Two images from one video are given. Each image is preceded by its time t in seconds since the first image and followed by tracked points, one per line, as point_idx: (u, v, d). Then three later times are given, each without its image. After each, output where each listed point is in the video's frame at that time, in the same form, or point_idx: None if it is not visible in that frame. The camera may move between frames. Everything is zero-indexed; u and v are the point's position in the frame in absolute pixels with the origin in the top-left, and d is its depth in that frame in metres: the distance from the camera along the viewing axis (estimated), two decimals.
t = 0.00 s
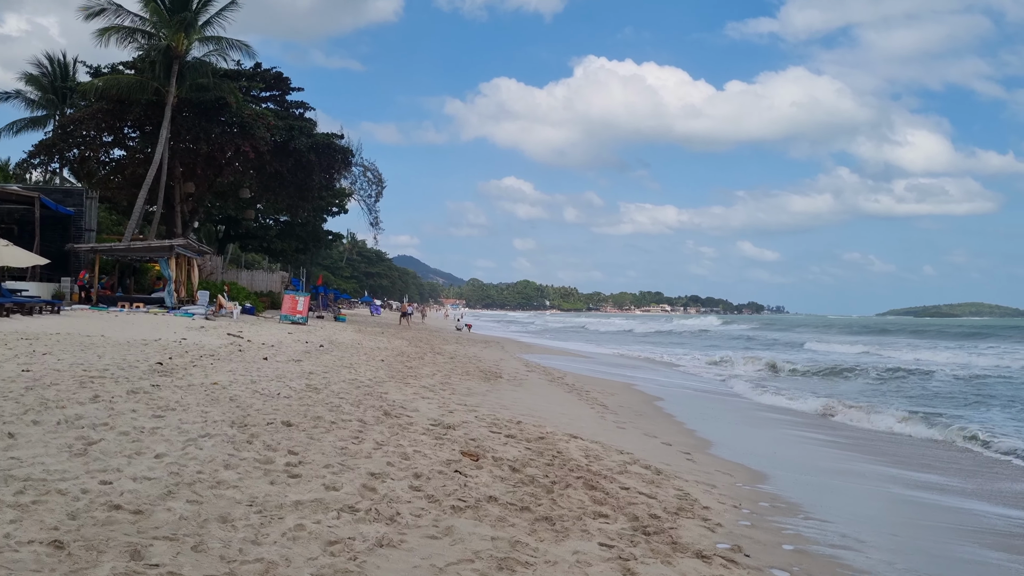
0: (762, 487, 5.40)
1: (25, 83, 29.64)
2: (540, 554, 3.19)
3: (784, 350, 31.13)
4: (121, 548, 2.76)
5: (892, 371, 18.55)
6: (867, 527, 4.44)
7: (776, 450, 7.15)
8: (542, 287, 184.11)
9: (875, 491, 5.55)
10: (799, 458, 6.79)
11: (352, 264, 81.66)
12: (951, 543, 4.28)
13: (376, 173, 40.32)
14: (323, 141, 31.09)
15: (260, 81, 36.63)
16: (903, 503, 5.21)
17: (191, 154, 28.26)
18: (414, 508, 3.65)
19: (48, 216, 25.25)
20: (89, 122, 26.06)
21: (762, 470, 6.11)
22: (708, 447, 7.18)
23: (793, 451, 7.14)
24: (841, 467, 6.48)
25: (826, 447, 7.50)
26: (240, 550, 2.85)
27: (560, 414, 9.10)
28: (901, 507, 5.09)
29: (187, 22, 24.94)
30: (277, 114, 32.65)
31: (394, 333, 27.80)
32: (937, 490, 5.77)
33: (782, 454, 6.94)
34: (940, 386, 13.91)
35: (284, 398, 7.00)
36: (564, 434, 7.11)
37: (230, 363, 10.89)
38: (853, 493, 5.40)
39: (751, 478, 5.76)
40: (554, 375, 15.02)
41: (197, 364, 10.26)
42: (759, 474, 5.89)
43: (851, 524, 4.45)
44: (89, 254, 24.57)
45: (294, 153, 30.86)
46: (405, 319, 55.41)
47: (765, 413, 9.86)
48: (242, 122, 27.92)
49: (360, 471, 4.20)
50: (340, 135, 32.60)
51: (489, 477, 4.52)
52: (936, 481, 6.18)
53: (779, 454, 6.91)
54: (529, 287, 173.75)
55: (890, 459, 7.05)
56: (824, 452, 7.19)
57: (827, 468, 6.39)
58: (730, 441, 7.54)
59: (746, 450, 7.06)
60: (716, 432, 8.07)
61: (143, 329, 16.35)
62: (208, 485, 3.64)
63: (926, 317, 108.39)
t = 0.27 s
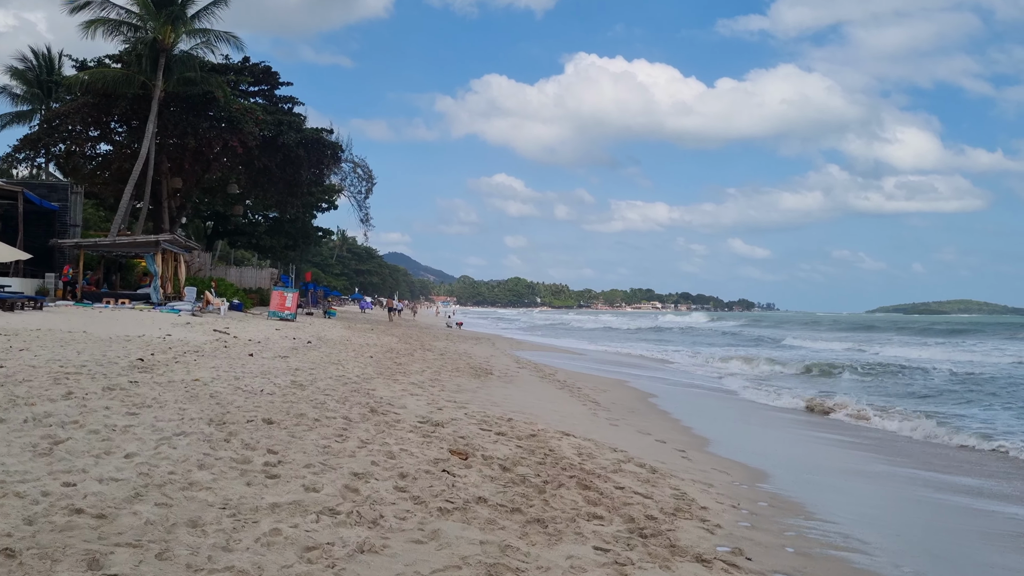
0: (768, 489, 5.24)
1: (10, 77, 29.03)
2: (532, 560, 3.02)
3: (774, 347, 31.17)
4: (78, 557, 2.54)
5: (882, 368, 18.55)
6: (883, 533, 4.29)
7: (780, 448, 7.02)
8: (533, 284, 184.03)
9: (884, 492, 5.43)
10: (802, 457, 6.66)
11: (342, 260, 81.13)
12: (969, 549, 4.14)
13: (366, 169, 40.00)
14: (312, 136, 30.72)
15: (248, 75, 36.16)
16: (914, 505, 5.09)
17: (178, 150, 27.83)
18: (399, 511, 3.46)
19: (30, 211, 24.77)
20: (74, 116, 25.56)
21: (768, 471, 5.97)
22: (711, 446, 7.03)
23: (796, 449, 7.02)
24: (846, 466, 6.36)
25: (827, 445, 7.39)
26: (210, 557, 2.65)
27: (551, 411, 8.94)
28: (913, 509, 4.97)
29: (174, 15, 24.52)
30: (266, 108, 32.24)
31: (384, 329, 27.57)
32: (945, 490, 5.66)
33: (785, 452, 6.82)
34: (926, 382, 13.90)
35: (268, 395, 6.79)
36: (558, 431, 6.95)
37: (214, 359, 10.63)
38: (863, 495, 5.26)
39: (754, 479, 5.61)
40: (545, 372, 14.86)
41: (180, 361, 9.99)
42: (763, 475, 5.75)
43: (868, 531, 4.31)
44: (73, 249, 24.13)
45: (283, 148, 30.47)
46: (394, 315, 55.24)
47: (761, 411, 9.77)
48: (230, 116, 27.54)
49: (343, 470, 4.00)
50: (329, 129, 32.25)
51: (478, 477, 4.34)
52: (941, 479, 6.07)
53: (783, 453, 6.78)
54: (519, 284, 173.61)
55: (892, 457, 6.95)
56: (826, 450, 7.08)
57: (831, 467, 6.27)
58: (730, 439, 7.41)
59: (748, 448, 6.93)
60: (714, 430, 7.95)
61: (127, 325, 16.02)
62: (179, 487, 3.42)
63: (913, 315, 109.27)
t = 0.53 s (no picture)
0: (774, 496, 5.12)
1: None
2: None
3: (767, 344, 31.19)
4: None
5: (875, 366, 18.53)
6: (898, 547, 4.18)
7: (783, 451, 6.92)
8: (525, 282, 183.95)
9: (894, 498, 5.33)
10: (807, 459, 6.56)
11: (333, 258, 80.68)
12: (987, 563, 4.05)
13: (358, 166, 39.68)
14: (303, 133, 30.41)
15: (238, 71, 35.76)
16: (926, 512, 4.99)
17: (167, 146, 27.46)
18: (391, 526, 3.28)
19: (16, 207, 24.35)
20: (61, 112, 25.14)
21: (772, 475, 5.86)
22: (713, 448, 6.93)
23: (801, 451, 6.92)
24: (852, 470, 6.27)
25: (831, 445, 7.30)
26: None
27: (547, 413, 8.79)
28: (924, 517, 4.87)
29: (163, 10, 24.12)
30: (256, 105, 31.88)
31: (376, 327, 27.35)
32: (955, 494, 5.57)
33: (789, 455, 6.72)
34: (920, 380, 13.88)
35: (256, 398, 6.59)
36: (554, 434, 6.80)
37: (202, 360, 10.41)
38: (874, 502, 5.16)
39: (757, 485, 5.49)
40: (539, 371, 14.72)
41: (167, 361, 9.76)
42: (768, 481, 5.64)
43: (883, 545, 4.19)
44: (60, 247, 23.75)
45: (274, 144, 30.16)
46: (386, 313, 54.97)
47: (760, 410, 9.68)
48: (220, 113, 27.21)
49: (332, 481, 3.82)
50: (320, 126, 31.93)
51: (473, 487, 4.17)
52: (949, 482, 5.99)
53: (787, 455, 6.68)
54: (512, 281, 173.47)
55: (898, 458, 6.86)
56: (831, 452, 6.99)
57: (837, 471, 6.17)
58: (733, 441, 7.30)
59: (751, 451, 6.83)
60: (715, 431, 7.84)
61: (115, 323, 15.73)
62: (157, 503, 3.23)
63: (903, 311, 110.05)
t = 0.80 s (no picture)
0: (782, 501, 5.00)
1: None
2: None
3: (762, 342, 31.13)
4: None
5: (872, 364, 18.46)
6: (915, 556, 4.06)
7: (788, 452, 6.81)
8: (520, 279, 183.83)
9: (903, 501, 5.23)
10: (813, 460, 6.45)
11: (327, 256, 80.31)
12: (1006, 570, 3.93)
13: (352, 163, 39.41)
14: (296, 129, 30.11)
15: (231, 67, 35.40)
16: (939, 516, 4.87)
17: (158, 143, 27.13)
18: (388, 540, 3.11)
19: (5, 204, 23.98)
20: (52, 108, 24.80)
21: (779, 478, 5.74)
22: (717, 450, 6.82)
23: (807, 452, 6.81)
24: (860, 471, 6.15)
25: (837, 446, 7.19)
26: None
27: (545, 414, 8.64)
28: (936, 521, 4.76)
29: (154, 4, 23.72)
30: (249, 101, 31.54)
31: (370, 325, 27.13)
32: (967, 497, 5.46)
33: (795, 456, 6.61)
34: (919, 378, 13.81)
35: (248, 400, 6.40)
36: (554, 437, 6.64)
37: (193, 360, 10.19)
38: (885, 506, 5.05)
39: (764, 489, 5.34)
40: (535, 370, 14.56)
41: (157, 362, 9.53)
42: (775, 484, 5.52)
43: (899, 553, 4.08)
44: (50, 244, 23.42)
45: (267, 141, 29.78)
46: (380, 311, 54.71)
47: (761, 410, 9.58)
48: (213, 109, 26.91)
49: (325, 490, 3.64)
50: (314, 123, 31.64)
51: (473, 496, 4.00)
52: (956, 483, 5.89)
53: (792, 457, 6.57)
54: (506, 278, 173.21)
55: (905, 459, 6.76)
56: (837, 453, 6.87)
57: (845, 473, 6.06)
58: (736, 442, 7.20)
59: (756, 453, 6.72)
60: (718, 433, 7.73)
61: (105, 322, 15.46)
62: (139, 517, 3.04)
63: (896, 308, 110.52)
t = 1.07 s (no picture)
0: (786, 505, 4.88)
1: None
2: None
3: (757, 340, 31.06)
4: None
5: (868, 362, 18.40)
6: (924, 562, 3.94)
7: (789, 452, 6.71)
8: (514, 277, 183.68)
9: (906, 503, 5.12)
10: (815, 462, 6.34)
11: (321, 253, 79.95)
12: None
13: (345, 160, 39.12)
14: (289, 126, 29.80)
15: (223, 63, 35.07)
16: (945, 519, 4.77)
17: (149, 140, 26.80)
18: (377, 552, 2.96)
19: None
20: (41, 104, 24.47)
21: (781, 480, 5.63)
22: (717, 451, 6.71)
23: (808, 453, 6.70)
24: (862, 472, 6.05)
25: (838, 447, 7.09)
26: None
27: (540, 414, 8.49)
28: (943, 525, 4.65)
29: None
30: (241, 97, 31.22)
31: (363, 324, 26.92)
32: (972, 499, 5.36)
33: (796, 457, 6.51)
34: (917, 376, 13.75)
35: (235, 402, 6.22)
36: (550, 439, 6.50)
37: (182, 359, 9.98)
38: (890, 509, 4.93)
39: (767, 492, 5.22)
40: (530, 368, 14.42)
41: (144, 361, 9.33)
42: (777, 487, 5.41)
43: (908, 560, 3.95)
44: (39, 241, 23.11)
45: (259, 138, 29.42)
46: (374, 309, 54.44)
47: (759, 409, 9.49)
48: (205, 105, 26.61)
49: (311, 498, 3.47)
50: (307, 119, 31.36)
51: (467, 503, 3.84)
52: (957, 484, 5.80)
53: (794, 458, 6.46)
54: (501, 276, 172.94)
55: (908, 459, 6.66)
56: (839, 454, 6.77)
57: (848, 474, 5.96)
58: (736, 443, 7.09)
59: (757, 454, 6.61)
60: (717, 433, 7.63)
61: (94, 320, 15.22)
62: (113, 529, 2.86)
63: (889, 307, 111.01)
